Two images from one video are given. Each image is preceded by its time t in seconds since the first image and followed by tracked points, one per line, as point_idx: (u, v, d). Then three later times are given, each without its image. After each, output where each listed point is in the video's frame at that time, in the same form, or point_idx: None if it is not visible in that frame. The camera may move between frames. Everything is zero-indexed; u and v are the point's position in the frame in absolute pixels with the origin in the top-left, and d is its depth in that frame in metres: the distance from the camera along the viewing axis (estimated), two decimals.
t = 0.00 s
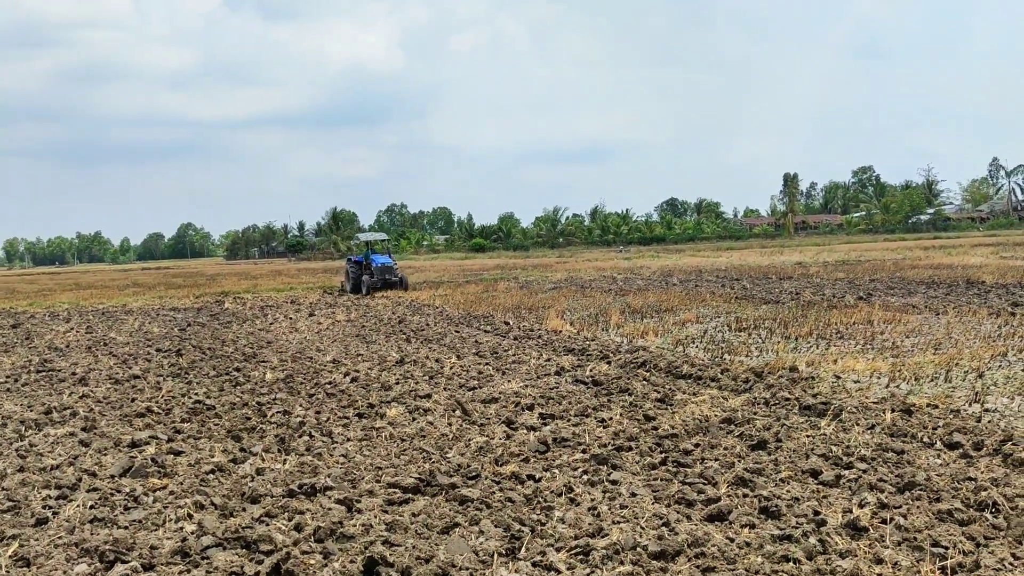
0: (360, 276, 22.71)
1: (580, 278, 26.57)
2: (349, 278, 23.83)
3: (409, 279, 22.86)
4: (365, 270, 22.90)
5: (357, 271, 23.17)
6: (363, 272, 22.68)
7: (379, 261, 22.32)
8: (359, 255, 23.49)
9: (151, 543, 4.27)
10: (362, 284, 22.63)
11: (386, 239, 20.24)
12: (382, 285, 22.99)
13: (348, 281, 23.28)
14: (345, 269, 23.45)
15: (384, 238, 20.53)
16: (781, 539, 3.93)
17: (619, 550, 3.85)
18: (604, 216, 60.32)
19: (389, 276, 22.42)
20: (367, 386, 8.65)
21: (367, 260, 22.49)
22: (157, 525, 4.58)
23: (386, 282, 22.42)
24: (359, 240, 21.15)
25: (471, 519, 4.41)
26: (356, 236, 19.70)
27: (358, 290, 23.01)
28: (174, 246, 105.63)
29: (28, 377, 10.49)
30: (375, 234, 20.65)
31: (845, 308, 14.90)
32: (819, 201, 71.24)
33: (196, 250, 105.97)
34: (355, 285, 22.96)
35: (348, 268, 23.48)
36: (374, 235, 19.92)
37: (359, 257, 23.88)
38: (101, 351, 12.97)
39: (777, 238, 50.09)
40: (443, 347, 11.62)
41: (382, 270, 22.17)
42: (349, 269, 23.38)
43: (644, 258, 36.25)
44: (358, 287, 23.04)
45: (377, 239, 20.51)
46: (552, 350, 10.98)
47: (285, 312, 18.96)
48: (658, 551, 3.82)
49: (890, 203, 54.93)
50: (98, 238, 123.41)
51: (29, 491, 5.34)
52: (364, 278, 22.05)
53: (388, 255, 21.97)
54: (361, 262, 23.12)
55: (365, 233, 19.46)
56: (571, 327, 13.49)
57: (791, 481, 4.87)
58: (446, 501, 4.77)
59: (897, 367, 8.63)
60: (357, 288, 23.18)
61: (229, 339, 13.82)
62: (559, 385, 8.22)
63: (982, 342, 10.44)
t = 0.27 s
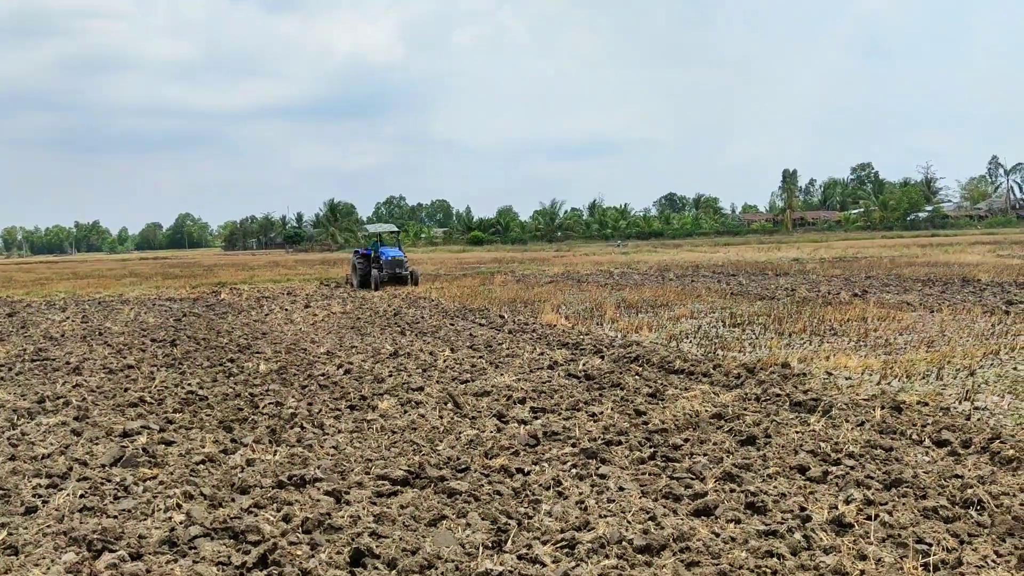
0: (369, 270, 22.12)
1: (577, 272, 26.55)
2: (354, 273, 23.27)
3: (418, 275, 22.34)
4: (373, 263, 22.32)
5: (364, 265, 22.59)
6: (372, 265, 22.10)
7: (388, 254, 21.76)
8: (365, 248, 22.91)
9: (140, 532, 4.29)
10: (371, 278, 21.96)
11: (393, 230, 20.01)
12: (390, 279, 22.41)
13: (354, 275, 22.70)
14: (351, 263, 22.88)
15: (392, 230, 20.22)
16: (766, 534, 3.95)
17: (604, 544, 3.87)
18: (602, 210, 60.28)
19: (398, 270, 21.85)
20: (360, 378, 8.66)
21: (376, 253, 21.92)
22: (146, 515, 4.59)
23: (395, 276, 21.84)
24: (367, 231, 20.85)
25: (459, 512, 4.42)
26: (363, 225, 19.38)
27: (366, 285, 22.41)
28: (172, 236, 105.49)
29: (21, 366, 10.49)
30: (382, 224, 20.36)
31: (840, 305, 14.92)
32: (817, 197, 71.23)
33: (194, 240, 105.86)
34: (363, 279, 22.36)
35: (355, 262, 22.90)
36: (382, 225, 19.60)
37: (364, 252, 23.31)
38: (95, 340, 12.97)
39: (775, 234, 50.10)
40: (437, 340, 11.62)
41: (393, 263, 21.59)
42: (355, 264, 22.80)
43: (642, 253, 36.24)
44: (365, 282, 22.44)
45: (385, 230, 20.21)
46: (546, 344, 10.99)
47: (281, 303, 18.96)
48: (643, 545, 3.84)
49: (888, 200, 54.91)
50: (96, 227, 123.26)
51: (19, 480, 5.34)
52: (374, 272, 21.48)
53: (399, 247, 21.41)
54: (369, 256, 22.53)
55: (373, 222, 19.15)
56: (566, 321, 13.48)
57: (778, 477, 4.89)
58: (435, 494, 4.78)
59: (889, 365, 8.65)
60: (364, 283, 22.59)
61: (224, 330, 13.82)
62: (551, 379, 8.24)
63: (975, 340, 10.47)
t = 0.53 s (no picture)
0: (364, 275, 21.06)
1: (555, 279, 26.57)
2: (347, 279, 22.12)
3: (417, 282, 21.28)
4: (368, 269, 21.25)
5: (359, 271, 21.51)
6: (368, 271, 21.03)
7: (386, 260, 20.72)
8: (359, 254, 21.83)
9: (113, 535, 4.26)
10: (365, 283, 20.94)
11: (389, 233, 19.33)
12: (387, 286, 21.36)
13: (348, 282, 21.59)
14: (345, 268, 21.79)
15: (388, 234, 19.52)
16: (742, 541, 3.97)
17: (580, 550, 3.88)
18: (581, 217, 60.37)
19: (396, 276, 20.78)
20: (337, 383, 8.64)
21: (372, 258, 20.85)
22: (120, 518, 4.56)
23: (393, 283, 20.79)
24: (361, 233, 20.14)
25: (436, 517, 4.42)
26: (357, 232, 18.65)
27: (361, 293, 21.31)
28: (149, 238, 104.78)
29: None
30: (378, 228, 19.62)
31: (816, 315, 15.00)
32: (795, 208, 71.63)
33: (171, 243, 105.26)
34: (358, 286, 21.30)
35: (348, 268, 21.81)
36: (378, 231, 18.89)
37: (357, 258, 22.22)
38: (70, 343, 12.87)
39: (753, 244, 50.32)
40: (415, 346, 11.60)
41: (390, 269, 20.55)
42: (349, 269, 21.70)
43: (621, 262, 36.28)
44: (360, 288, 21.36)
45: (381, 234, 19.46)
46: (525, 351, 10.99)
47: (258, 307, 18.87)
48: (620, 552, 3.85)
49: (865, 211, 55.23)
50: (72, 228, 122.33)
51: None
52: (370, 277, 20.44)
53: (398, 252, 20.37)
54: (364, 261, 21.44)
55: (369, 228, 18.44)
56: (544, 328, 13.50)
57: (754, 484, 4.91)
58: (412, 499, 4.77)
59: (864, 374, 8.71)
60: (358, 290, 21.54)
61: (200, 334, 13.74)
62: (529, 385, 8.24)
63: (949, 351, 10.55)
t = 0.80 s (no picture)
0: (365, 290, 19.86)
1: (540, 290, 26.59)
2: (346, 294, 20.84)
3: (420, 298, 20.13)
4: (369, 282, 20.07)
5: (359, 284, 20.32)
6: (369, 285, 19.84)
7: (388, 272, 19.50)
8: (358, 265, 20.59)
9: (99, 551, 4.24)
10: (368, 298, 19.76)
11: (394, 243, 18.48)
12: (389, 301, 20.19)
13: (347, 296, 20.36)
14: (343, 281, 20.59)
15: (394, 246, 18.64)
16: (727, 550, 3.99)
17: (567, 561, 3.89)
18: (567, 228, 60.41)
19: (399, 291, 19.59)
20: (323, 397, 8.62)
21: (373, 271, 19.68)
22: (105, 534, 4.55)
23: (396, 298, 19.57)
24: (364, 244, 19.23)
25: (423, 530, 4.42)
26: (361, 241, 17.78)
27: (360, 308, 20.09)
28: (134, 252, 104.33)
29: None
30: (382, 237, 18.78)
31: (801, 323, 15.06)
32: (779, 217, 71.86)
33: (155, 257, 104.82)
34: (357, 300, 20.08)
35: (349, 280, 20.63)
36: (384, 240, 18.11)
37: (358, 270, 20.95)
38: (54, 358, 12.80)
39: (738, 253, 50.46)
40: (401, 358, 11.59)
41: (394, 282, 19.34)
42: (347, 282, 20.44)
43: (606, 272, 36.29)
44: (359, 302, 20.16)
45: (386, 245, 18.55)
46: (511, 363, 11.00)
47: (243, 321, 18.81)
48: (606, 562, 3.86)
49: (849, 220, 55.45)
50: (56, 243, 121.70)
51: None
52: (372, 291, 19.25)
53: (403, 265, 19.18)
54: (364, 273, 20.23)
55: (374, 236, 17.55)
56: (531, 339, 13.50)
57: (740, 493, 4.93)
58: (398, 511, 4.78)
59: (849, 383, 8.75)
60: (358, 305, 20.35)
61: (185, 348, 13.69)
62: (515, 397, 8.24)
63: (933, 358, 10.61)
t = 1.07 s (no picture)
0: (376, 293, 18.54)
1: (540, 288, 26.58)
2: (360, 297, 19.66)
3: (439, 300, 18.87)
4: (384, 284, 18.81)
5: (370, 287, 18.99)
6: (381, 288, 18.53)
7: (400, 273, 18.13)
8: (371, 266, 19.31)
9: (104, 554, 4.26)
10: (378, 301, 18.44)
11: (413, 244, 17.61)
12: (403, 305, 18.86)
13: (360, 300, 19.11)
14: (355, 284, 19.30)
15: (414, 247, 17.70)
16: (730, 542, 4.00)
17: (571, 556, 3.90)
18: (567, 226, 60.36)
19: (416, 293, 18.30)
20: (325, 397, 8.63)
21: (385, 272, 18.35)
22: (110, 536, 4.56)
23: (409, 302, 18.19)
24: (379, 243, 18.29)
25: (426, 527, 4.44)
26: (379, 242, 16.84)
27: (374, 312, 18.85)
28: (134, 256, 104.23)
29: None
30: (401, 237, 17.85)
31: (801, 317, 15.07)
32: (779, 211, 71.83)
33: (155, 260, 104.77)
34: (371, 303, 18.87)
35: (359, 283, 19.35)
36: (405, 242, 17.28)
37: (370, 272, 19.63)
38: (56, 363, 12.81)
39: (738, 248, 50.40)
40: (403, 357, 11.60)
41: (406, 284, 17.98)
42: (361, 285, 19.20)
43: (607, 269, 36.24)
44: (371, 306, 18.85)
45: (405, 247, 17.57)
46: (512, 360, 11.00)
47: (245, 323, 18.83)
48: (609, 556, 3.87)
49: (849, 212, 55.37)
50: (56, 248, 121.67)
51: None
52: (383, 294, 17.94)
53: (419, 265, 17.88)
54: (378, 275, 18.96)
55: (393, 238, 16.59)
56: (532, 336, 13.51)
57: (742, 486, 4.94)
58: (402, 509, 4.79)
59: (850, 374, 8.76)
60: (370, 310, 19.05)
61: (187, 351, 13.69)
62: (517, 394, 8.26)
63: (934, 349, 10.62)
